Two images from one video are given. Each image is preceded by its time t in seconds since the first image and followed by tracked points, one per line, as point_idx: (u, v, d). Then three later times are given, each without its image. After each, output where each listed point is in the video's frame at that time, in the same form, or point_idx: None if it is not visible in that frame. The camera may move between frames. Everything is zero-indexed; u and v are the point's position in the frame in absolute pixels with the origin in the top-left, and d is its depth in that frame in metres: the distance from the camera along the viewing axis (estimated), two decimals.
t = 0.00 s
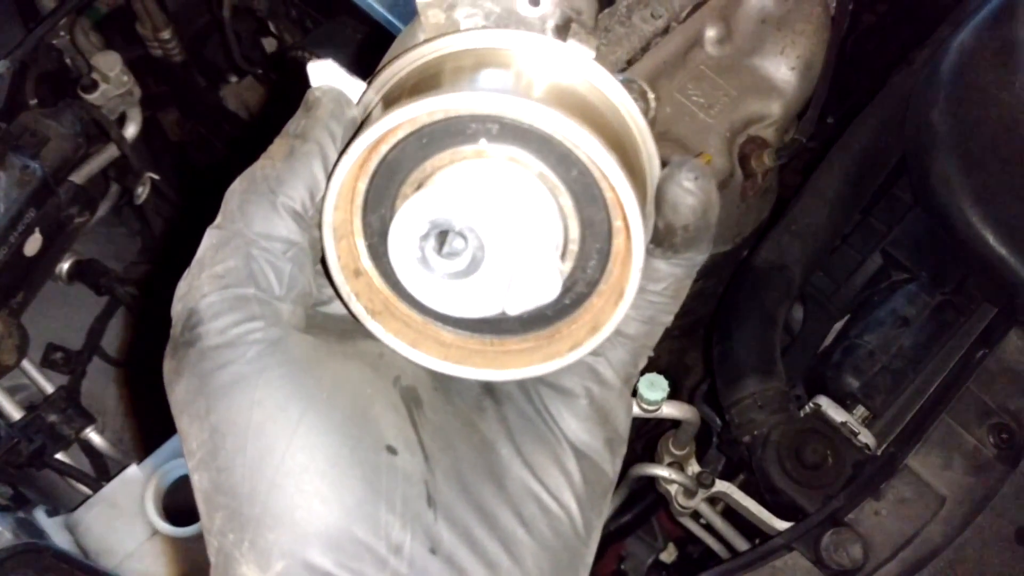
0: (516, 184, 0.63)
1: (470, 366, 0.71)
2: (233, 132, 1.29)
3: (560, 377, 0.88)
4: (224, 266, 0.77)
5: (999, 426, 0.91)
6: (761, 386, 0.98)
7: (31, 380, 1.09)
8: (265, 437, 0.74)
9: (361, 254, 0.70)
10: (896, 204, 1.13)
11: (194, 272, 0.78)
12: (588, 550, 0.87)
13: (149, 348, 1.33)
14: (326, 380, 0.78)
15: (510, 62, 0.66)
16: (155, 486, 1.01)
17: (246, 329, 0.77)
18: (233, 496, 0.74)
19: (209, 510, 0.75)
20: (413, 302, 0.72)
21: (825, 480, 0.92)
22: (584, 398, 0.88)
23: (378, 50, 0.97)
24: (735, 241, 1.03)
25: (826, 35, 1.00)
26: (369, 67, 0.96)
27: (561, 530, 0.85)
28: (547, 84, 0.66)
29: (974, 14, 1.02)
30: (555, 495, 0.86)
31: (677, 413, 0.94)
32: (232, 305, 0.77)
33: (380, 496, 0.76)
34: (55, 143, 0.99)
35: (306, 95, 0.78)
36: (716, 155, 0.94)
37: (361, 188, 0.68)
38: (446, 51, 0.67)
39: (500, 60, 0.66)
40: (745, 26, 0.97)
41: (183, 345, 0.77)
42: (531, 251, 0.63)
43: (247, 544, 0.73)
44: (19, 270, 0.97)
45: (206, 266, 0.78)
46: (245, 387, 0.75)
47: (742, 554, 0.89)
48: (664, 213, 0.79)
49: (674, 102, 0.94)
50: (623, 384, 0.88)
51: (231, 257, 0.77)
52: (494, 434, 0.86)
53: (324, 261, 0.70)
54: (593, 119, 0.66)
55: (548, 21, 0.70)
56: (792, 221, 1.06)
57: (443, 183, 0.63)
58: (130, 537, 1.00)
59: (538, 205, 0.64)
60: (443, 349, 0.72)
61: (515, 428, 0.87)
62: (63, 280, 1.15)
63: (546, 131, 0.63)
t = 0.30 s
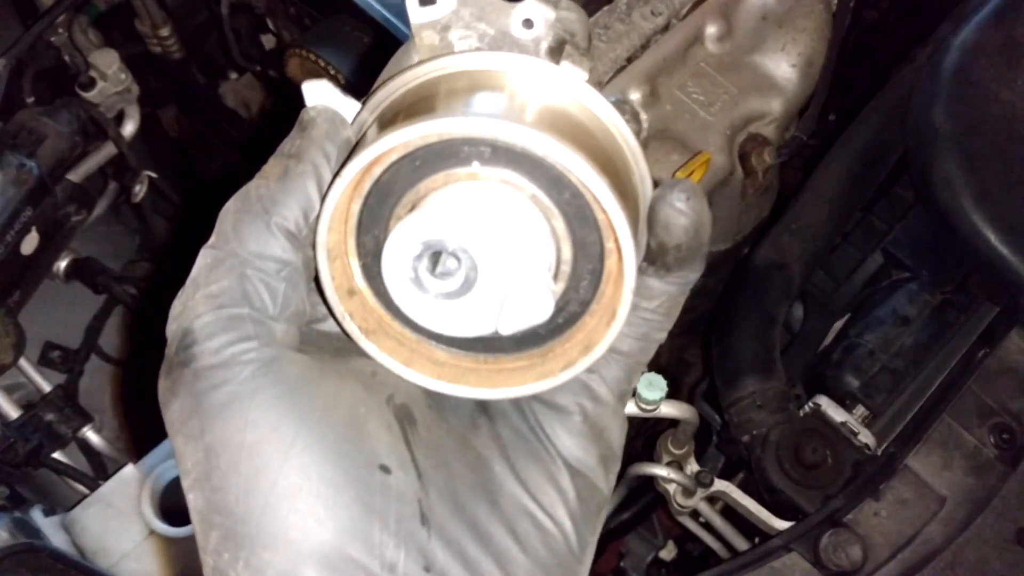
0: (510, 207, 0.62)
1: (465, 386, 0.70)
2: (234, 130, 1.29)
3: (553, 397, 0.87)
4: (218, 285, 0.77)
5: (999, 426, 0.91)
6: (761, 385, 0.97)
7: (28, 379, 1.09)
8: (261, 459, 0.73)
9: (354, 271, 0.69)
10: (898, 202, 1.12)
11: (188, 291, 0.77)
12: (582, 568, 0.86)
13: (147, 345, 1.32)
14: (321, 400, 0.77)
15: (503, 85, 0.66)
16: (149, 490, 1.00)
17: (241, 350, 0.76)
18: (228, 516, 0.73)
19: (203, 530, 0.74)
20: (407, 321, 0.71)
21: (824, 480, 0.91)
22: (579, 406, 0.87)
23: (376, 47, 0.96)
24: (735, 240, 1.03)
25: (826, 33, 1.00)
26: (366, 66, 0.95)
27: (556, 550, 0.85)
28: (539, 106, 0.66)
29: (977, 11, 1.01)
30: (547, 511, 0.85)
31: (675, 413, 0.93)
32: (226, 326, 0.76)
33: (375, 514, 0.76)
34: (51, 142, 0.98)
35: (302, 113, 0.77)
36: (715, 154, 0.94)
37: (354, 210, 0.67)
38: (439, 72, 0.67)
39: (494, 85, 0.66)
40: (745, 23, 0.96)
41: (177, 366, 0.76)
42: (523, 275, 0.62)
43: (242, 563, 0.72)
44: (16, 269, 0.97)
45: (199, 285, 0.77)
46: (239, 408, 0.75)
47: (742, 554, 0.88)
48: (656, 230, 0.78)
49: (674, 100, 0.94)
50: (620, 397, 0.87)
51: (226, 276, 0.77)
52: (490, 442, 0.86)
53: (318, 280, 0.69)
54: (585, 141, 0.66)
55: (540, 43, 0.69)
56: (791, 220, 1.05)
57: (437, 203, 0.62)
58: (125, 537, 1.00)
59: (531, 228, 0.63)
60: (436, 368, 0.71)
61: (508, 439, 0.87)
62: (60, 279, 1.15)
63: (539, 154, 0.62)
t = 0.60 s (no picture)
0: (511, 214, 0.62)
1: (467, 394, 0.71)
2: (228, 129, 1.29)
3: (555, 404, 0.87)
4: (220, 294, 0.77)
5: (991, 426, 0.90)
6: (753, 385, 0.97)
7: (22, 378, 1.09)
8: (262, 467, 0.73)
9: (356, 278, 0.69)
10: (889, 203, 1.13)
11: (190, 299, 0.77)
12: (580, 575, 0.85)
13: (142, 346, 1.32)
14: (322, 408, 0.77)
15: (503, 95, 0.66)
16: (145, 486, 1.00)
17: (242, 358, 0.76)
18: (229, 524, 0.73)
19: (204, 537, 0.74)
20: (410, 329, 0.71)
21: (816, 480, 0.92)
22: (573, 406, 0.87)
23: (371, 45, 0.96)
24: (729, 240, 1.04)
25: (819, 34, 1.00)
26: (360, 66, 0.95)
27: (554, 556, 0.84)
28: (538, 117, 0.66)
29: (970, 11, 1.01)
30: (547, 517, 0.85)
31: (668, 413, 0.94)
32: (228, 334, 0.76)
33: (375, 522, 0.76)
34: (43, 142, 0.98)
35: (304, 123, 0.76)
36: (707, 154, 0.93)
37: (357, 219, 0.67)
38: (439, 82, 0.67)
39: (495, 95, 0.66)
40: (739, 24, 0.97)
41: (178, 374, 0.76)
42: (523, 284, 0.62)
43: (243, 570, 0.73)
44: (9, 268, 0.97)
45: (201, 294, 0.77)
46: (241, 416, 0.75)
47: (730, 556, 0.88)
48: (657, 240, 0.77)
49: (666, 98, 0.93)
50: (620, 404, 0.87)
51: (228, 284, 0.77)
52: (488, 446, 0.86)
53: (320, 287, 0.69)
54: (585, 151, 0.66)
55: (541, 53, 0.69)
56: (784, 221, 1.05)
57: (437, 212, 0.62)
58: (119, 537, 0.99)
59: (533, 237, 0.63)
60: (437, 376, 0.71)
61: (504, 441, 0.87)
62: (55, 279, 1.13)
63: (539, 164, 0.62)
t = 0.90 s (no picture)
0: (512, 213, 0.62)
1: (471, 394, 0.70)
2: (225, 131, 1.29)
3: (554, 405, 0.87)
4: (220, 295, 0.77)
5: (988, 430, 0.91)
6: (750, 388, 0.97)
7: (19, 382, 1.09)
8: (262, 468, 0.74)
9: (356, 277, 0.69)
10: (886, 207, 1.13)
11: (191, 300, 0.77)
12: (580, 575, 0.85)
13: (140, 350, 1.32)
14: (322, 411, 0.78)
15: (505, 96, 0.66)
16: (141, 490, 0.99)
17: (243, 359, 0.76)
18: (228, 525, 0.73)
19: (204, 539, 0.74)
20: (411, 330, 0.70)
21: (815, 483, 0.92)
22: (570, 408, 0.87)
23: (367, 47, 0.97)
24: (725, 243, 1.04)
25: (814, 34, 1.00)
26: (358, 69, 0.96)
27: (553, 558, 0.84)
28: (539, 117, 0.66)
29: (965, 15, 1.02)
30: (547, 519, 0.85)
31: (666, 417, 0.94)
32: (228, 335, 0.76)
33: (376, 524, 0.76)
34: (42, 146, 0.97)
35: (305, 124, 0.77)
36: (706, 157, 0.93)
37: (359, 220, 0.67)
38: (441, 83, 0.67)
39: (496, 96, 0.66)
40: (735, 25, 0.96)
41: (180, 375, 0.76)
42: (525, 285, 0.62)
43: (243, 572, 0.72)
44: (7, 272, 0.97)
45: (202, 295, 0.77)
46: (241, 417, 0.75)
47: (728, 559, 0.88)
48: (657, 240, 0.77)
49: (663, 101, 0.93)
50: (620, 406, 0.87)
51: (228, 285, 0.77)
52: (488, 447, 0.86)
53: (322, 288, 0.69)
54: (586, 151, 0.66)
55: (542, 55, 0.69)
56: (781, 224, 1.05)
57: (438, 212, 0.63)
58: (117, 541, 0.99)
59: (535, 236, 0.63)
60: (438, 378, 0.70)
61: (504, 441, 0.86)
62: (52, 283, 1.12)
63: (540, 165, 0.62)
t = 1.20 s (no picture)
0: (510, 218, 0.63)
1: (471, 399, 0.66)
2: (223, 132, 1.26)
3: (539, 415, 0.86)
4: (222, 305, 0.77)
5: (984, 428, 0.91)
6: (747, 387, 0.97)
7: (15, 381, 1.09)
8: (260, 472, 0.72)
9: (355, 283, 0.66)
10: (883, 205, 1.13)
11: (192, 310, 0.77)
12: None
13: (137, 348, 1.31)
14: (320, 419, 0.76)
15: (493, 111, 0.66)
16: (138, 489, 0.99)
17: (243, 366, 0.75)
18: (225, 531, 0.72)
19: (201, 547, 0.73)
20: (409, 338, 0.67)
21: (813, 480, 0.92)
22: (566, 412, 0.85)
23: (367, 49, 0.95)
24: (723, 242, 1.04)
25: (813, 37, 1.01)
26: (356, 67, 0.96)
27: (543, 567, 0.81)
28: (528, 127, 0.66)
29: (961, 13, 1.02)
30: (540, 532, 0.82)
31: (664, 415, 0.94)
32: (228, 343, 0.76)
33: (371, 531, 0.74)
34: (39, 146, 0.97)
35: (304, 142, 0.77)
36: (703, 156, 0.94)
37: (358, 229, 0.65)
38: (427, 101, 0.66)
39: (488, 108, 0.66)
40: (733, 27, 0.97)
41: (180, 382, 0.76)
42: (523, 287, 0.62)
43: None
44: (4, 271, 0.97)
45: (204, 305, 0.77)
46: (238, 422, 0.74)
47: (725, 558, 0.88)
48: (641, 248, 0.80)
49: (661, 103, 0.94)
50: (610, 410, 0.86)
51: (229, 295, 0.77)
52: (483, 459, 0.84)
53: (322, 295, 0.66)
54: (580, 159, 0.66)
55: (530, 75, 0.69)
56: (778, 223, 1.05)
57: (437, 215, 0.63)
58: (113, 540, 0.99)
59: (530, 238, 0.63)
60: (436, 387, 0.67)
61: (500, 457, 0.84)
62: (49, 281, 1.13)
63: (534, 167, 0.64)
